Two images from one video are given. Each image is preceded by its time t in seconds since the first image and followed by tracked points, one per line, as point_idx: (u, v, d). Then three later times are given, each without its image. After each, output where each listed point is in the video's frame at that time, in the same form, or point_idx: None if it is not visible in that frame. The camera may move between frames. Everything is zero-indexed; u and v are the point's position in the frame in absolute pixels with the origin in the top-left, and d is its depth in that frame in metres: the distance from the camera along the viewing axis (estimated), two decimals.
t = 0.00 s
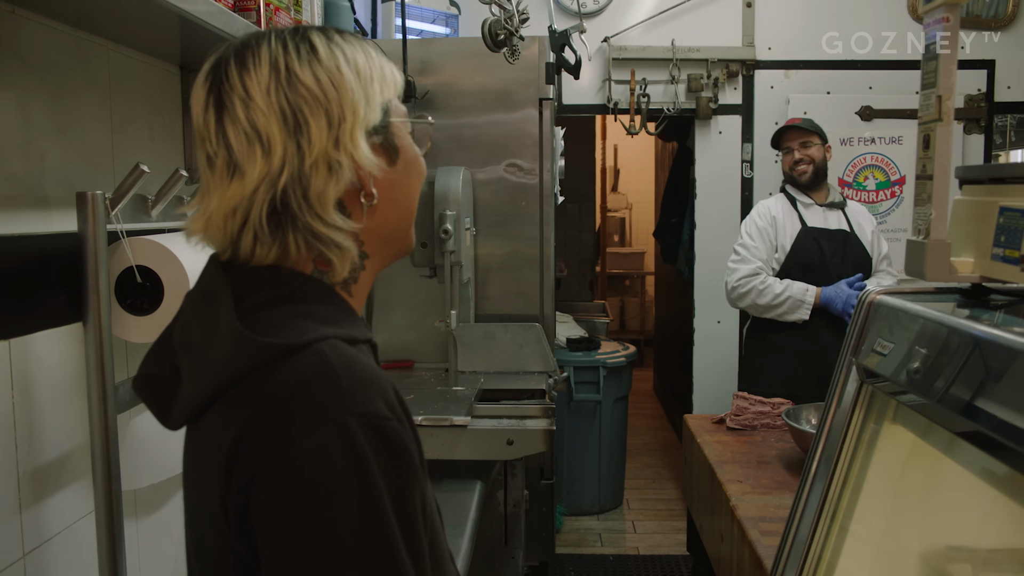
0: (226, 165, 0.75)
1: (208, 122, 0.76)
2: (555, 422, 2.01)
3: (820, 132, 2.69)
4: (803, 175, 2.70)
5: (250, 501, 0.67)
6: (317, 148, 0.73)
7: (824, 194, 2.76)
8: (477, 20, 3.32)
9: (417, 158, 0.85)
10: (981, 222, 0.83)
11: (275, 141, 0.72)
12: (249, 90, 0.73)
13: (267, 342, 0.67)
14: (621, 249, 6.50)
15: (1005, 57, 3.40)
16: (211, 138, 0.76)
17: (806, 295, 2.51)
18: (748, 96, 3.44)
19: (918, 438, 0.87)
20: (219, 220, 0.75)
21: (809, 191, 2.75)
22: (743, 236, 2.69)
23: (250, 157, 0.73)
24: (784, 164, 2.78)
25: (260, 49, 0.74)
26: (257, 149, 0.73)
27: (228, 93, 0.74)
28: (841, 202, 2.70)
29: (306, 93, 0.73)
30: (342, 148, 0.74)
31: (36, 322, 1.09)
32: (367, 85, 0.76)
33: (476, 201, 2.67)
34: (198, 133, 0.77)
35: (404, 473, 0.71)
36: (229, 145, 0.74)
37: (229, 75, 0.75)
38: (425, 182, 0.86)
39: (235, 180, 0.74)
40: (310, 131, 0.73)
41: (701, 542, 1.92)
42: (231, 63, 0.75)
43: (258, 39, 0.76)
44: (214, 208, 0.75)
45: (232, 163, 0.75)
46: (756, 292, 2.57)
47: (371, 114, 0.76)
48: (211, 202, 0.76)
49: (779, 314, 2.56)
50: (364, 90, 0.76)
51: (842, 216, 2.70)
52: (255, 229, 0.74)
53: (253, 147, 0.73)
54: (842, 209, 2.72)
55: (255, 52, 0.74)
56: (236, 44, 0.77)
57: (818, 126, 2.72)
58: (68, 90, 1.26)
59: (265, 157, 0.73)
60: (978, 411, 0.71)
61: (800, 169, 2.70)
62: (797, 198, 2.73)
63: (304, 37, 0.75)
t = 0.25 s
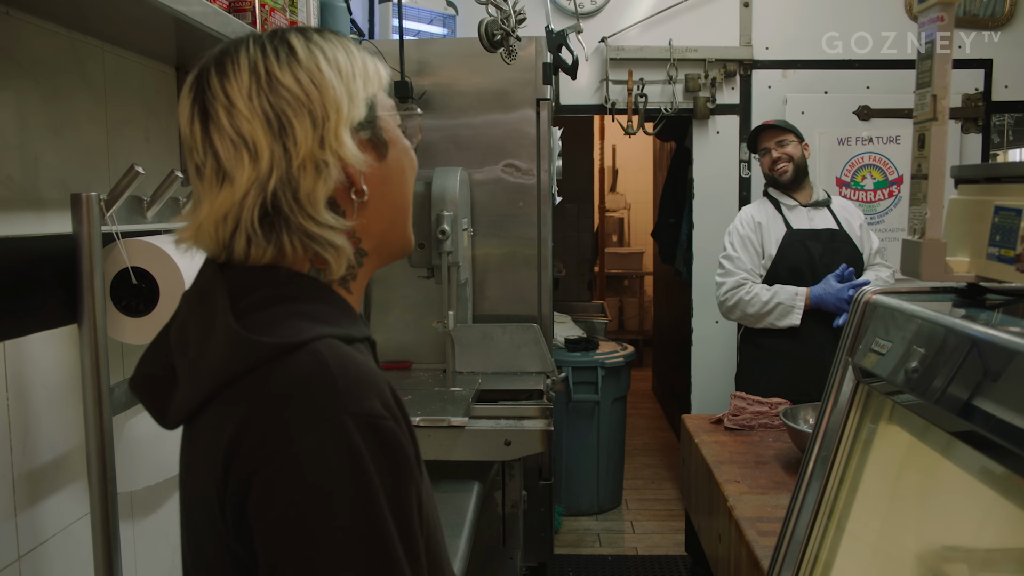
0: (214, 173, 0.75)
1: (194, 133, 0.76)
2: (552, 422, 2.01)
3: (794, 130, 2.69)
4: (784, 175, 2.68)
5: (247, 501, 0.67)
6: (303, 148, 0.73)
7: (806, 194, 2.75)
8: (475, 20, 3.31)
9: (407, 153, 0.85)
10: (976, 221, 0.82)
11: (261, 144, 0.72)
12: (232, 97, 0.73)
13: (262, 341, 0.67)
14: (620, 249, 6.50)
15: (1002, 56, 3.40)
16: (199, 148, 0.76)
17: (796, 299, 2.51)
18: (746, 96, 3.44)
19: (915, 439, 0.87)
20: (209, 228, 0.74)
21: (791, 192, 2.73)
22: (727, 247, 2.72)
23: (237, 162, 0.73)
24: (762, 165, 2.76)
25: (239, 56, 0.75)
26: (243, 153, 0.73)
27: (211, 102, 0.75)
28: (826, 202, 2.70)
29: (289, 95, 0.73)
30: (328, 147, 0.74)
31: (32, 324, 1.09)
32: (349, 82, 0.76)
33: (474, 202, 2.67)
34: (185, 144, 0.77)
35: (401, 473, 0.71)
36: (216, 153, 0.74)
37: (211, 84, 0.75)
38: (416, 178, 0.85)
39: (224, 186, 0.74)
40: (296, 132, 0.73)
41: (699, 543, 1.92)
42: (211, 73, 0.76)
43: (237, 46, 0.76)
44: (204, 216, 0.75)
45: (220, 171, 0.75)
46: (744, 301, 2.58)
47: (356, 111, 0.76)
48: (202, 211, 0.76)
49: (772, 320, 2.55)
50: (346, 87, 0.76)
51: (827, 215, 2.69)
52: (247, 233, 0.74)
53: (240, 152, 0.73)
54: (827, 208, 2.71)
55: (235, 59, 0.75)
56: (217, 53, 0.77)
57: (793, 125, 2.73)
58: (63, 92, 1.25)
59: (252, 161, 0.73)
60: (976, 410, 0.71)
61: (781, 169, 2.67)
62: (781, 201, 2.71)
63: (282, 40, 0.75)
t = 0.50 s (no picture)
0: (220, 186, 0.75)
1: (198, 145, 0.76)
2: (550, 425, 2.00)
3: (779, 132, 2.69)
4: (770, 178, 2.67)
5: (247, 504, 0.67)
6: (312, 160, 0.73)
7: (793, 197, 2.75)
8: (472, 22, 3.32)
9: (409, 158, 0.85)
10: (973, 224, 0.82)
11: (269, 156, 0.73)
12: (237, 109, 0.73)
13: (264, 344, 0.67)
14: (618, 251, 6.50)
15: (999, 59, 3.41)
16: (203, 160, 0.76)
17: (782, 306, 2.49)
18: (743, 98, 3.44)
19: (911, 442, 0.87)
20: (215, 240, 0.74)
21: (777, 195, 2.72)
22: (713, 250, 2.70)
23: (245, 175, 0.73)
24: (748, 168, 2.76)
25: (242, 67, 0.75)
26: (251, 166, 0.73)
27: (216, 113, 0.74)
28: (811, 203, 2.70)
29: (294, 106, 0.73)
30: (336, 159, 0.74)
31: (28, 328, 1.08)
32: (355, 92, 0.76)
33: (471, 204, 2.67)
34: (189, 155, 0.77)
35: (401, 476, 0.71)
36: (222, 165, 0.74)
37: (214, 95, 0.75)
38: (418, 184, 0.86)
39: (232, 199, 0.74)
40: (303, 144, 0.73)
41: (697, 545, 1.91)
42: (215, 84, 0.75)
43: (239, 56, 0.76)
44: (209, 228, 0.74)
45: (227, 183, 0.75)
46: (728, 308, 2.57)
47: (362, 120, 0.76)
48: (207, 223, 0.76)
49: (756, 327, 2.54)
50: (352, 97, 0.76)
51: (813, 218, 2.70)
52: (254, 244, 0.74)
53: (248, 165, 0.73)
54: (813, 210, 2.71)
55: (239, 70, 0.75)
56: (218, 63, 0.77)
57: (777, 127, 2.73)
58: (60, 96, 1.25)
59: (261, 174, 0.73)
60: (973, 413, 0.71)
61: (767, 171, 2.67)
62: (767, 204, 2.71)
63: (285, 50, 0.75)
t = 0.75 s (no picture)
0: (228, 192, 0.75)
1: (207, 148, 0.75)
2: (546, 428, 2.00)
3: (766, 136, 2.66)
4: (756, 184, 2.67)
5: (249, 508, 0.67)
6: (322, 172, 0.73)
7: (780, 201, 2.75)
8: (469, 26, 3.32)
9: (413, 165, 0.85)
10: (971, 228, 0.82)
11: (280, 167, 0.73)
12: (248, 117, 0.73)
13: (266, 347, 0.67)
14: (614, 254, 6.51)
15: (994, 63, 3.42)
16: (211, 165, 0.75)
17: (767, 322, 2.49)
18: (739, 101, 3.45)
19: (908, 445, 0.87)
20: (220, 246, 0.74)
21: (763, 200, 2.73)
22: (697, 261, 2.73)
23: (254, 183, 0.73)
24: (734, 173, 2.75)
25: (255, 72, 0.74)
26: (261, 176, 0.73)
27: (226, 119, 0.74)
28: (799, 207, 2.70)
29: (307, 117, 0.73)
30: (347, 172, 0.74)
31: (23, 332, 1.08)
32: (367, 103, 0.76)
33: (467, 207, 2.66)
34: (196, 157, 0.77)
35: (403, 478, 0.71)
36: (231, 172, 0.74)
37: (226, 99, 0.74)
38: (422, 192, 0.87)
39: (239, 207, 0.74)
40: (314, 156, 0.73)
41: (694, 549, 1.91)
42: (227, 87, 0.75)
43: (252, 60, 0.75)
44: (215, 233, 0.75)
45: (235, 190, 0.75)
46: (713, 322, 2.58)
47: (373, 132, 0.76)
48: (212, 228, 0.76)
49: (740, 342, 2.54)
50: (364, 108, 0.76)
51: (800, 223, 2.70)
52: (259, 252, 0.74)
53: (257, 174, 0.73)
54: (800, 214, 2.71)
55: (251, 76, 0.74)
56: (230, 66, 0.76)
57: (764, 129, 2.69)
58: (57, 99, 1.25)
59: (270, 184, 0.73)
60: (969, 416, 0.71)
61: (752, 178, 2.66)
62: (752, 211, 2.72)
63: (298, 56, 0.75)
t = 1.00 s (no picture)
0: (231, 193, 0.75)
1: (211, 148, 0.75)
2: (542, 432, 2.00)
3: (765, 143, 2.71)
4: (756, 191, 2.69)
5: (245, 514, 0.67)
6: (326, 177, 0.73)
7: (780, 209, 2.76)
8: (465, 29, 3.32)
9: (416, 170, 0.86)
10: (968, 234, 0.83)
11: (284, 170, 0.73)
12: (254, 118, 0.73)
13: (263, 353, 0.67)
14: (608, 258, 6.52)
15: (987, 68, 3.44)
16: (215, 165, 0.75)
17: (753, 348, 2.45)
18: (734, 106, 3.46)
19: (905, 449, 0.87)
20: (221, 247, 0.74)
21: (764, 207, 2.74)
22: (697, 271, 2.74)
23: (257, 186, 0.73)
24: (734, 180, 2.78)
25: (262, 73, 0.74)
26: (265, 178, 0.73)
27: (232, 119, 0.74)
28: (799, 216, 2.70)
29: (313, 120, 0.73)
30: (351, 178, 0.75)
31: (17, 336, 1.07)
32: (373, 108, 0.76)
33: (463, 211, 2.66)
34: (199, 156, 0.77)
35: (400, 486, 0.71)
36: (234, 173, 0.75)
37: (232, 99, 0.74)
38: (425, 199, 0.87)
39: (241, 209, 0.74)
40: (319, 160, 0.73)
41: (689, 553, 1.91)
42: (233, 86, 0.75)
43: (260, 60, 0.75)
44: (216, 234, 0.75)
45: (238, 191, 0.75)
46: (708, 338, 2.59)
47: (378, 138, 0.77)
48: (213, 228, 0.76)
49: (735, 362, 2.54)
50: (370, 113, 0.76)
51: (801, 231, 2.70)
52: (259, 255, 0.74)
53: (261, 177, 0.73)
54: (802, 221, 2.71)
55: (259, 77, 0.74)
56: (237, 66, 0.76)
57: (765, 137, 2.75)
58: (53, 102, 1.25)
59: (274, 187, 0.73)
60: (962, 420, 0.71)
61: (754, 184, 2.69)
62: (751, 218, 2.74)
63: (307, 59, 0.75)
